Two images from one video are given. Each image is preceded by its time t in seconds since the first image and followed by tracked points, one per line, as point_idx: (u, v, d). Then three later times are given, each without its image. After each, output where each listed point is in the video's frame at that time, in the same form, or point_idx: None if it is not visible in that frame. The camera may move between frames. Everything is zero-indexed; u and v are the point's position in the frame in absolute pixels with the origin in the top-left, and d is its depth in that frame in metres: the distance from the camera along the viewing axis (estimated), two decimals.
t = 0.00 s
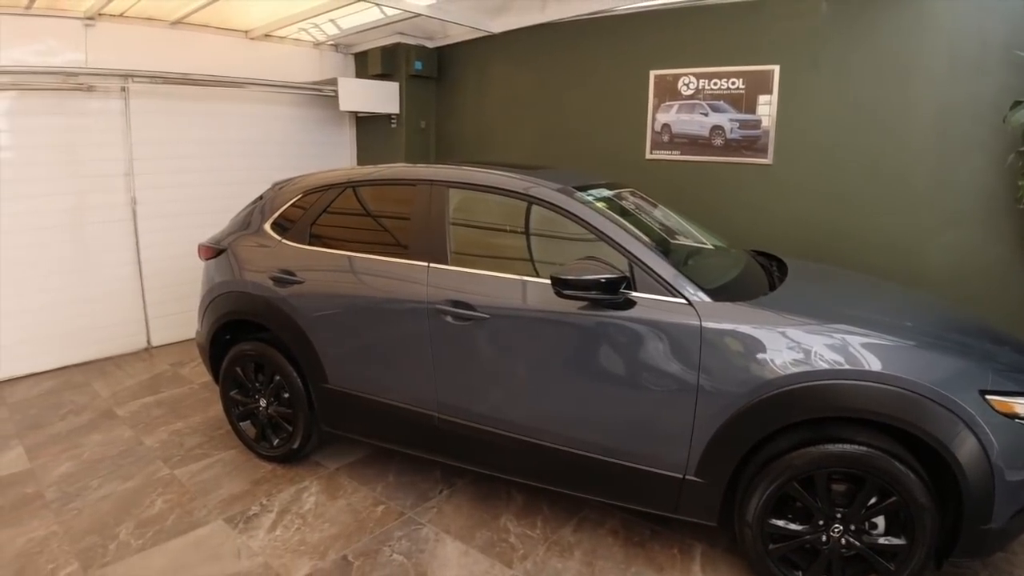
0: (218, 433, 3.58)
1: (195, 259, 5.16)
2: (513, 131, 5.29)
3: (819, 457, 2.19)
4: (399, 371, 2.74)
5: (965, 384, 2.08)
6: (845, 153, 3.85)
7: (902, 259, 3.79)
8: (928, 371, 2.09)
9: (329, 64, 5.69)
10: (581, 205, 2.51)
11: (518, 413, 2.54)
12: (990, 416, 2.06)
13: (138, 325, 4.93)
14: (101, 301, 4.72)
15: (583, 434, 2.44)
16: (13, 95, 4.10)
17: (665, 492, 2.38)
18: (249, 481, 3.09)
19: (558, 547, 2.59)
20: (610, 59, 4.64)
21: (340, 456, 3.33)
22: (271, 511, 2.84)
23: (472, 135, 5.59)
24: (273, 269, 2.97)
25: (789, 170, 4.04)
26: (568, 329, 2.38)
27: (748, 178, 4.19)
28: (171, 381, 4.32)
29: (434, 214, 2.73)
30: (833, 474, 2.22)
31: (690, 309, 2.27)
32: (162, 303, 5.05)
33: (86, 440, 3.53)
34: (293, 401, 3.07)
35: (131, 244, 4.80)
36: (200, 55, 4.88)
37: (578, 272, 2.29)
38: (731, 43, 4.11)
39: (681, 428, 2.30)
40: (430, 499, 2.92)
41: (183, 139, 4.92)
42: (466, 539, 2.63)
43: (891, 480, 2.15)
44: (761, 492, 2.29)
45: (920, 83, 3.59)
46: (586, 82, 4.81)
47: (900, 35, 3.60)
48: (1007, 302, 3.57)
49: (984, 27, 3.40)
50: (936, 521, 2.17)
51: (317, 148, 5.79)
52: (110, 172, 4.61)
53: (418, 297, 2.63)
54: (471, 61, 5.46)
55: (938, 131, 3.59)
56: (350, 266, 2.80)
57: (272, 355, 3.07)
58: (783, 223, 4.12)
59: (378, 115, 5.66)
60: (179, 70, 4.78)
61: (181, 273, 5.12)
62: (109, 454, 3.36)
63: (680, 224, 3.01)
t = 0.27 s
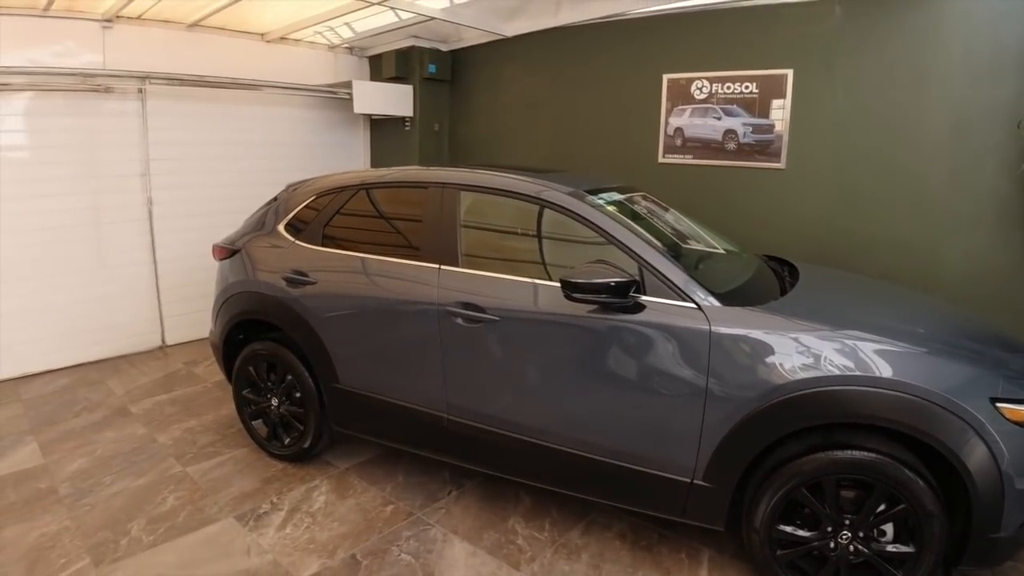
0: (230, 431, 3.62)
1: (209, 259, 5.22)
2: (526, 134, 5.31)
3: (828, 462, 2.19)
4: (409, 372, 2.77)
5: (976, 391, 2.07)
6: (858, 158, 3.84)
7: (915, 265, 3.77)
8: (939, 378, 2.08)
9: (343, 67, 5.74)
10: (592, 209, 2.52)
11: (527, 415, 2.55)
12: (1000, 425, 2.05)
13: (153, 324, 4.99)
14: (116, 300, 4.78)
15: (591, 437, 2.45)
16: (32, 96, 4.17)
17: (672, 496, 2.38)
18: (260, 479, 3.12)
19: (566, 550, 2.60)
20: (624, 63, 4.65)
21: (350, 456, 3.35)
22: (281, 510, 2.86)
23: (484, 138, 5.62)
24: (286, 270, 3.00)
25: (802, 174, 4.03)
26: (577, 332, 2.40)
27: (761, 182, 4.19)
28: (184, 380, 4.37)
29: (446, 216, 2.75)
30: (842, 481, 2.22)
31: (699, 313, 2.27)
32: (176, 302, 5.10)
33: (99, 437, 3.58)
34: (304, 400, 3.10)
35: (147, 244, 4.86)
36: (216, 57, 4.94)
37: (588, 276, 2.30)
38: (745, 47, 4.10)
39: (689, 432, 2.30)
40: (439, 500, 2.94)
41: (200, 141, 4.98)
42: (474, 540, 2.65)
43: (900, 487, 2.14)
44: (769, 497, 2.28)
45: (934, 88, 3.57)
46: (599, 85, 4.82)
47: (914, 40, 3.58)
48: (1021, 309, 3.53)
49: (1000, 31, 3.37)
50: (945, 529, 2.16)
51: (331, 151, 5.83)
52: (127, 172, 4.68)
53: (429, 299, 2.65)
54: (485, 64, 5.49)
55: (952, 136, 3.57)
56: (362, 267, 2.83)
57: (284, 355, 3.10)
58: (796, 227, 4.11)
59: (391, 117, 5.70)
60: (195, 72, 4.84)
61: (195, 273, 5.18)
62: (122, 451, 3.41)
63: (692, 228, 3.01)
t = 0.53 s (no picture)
0: (236, 430, 3.64)
1: (216, 259, 5.25)
2: (533, 136, 5.32)
3: (832, 466, 2.19)
4: (414, 372, 2.78)
5: (981, 397, 2.06)
6: (865, 161, 3.83)
7: (922, 269, 3.76)
8: (944, 382, 2.07)
9: (352, 68, 5.77)
10: (597, 211, 2.53)
11: (531, 417, 2.56)
12: (1006, 430, 2.04)
13: (161, 323, 5.02)
14: (125, 299, 4.82)
15: (595, 439, 2.46)
16: (43, 96, 4.21)
17: (676, 499, 2.38)
18: (265, 477, 3.14)
19: (569, 552, 2.60)
20: (631, 65, 4.66)
21: (355, 455, 3.37)
22: (285, 508, 2.88)
23: (492, 140, 5.64)
24: (293, 270, 3.02)
25: (809, 178, 4.02)
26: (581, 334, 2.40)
27: (768, 185, 4.18)
28: (192, 379, 4.40)
29: (452, 218, 2.77)
30: (846, 485, 2.21)
31: (703, 315, 2.27)
32: (184, 302, 5.14)
33: (106, 434, 3.60)
34: (310, 399, 3.11)
35: (155, 243, 4.90)
36: (225, 58, 4.98)
37: (593, 277, 2.31)
38: (754, 50, 4.10)
39: (693, 435, 2.30)
40: (443, 500, 2.95)
41: (209, 141, 5.02)
42: (477, 541, 2.65)
43: (905, 491, 2.13)
44: (772, 501, 2.28)
45: (943, 92, 3.56)
46: (606, 88, 4.82)
47: (921, 43, 3.58)
48: None
49: (1010, 35, 3.35)
50: (949, 535, 2.15)
51: (340, 152, 5.86)
52: (136, 172, 4.71)
53: (434, 300, 2.66)
54: (493, 66, 5.51)
55: (961, 140, 3.55)
56: (369, 267, 2.84)
57: (290, 354, 3.12)
58: (803, 231, 4.10)
59: (399, 119, 5.72)
60: (205, 73, 4.88)
61: (203, 272, 5.21)
62: (128, 448, 3.43)
63: (698, 231, 3.01)
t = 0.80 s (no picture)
0: (238, 428, 3.65)
1: (219, 258, 5.26)
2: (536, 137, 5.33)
3: (832, 468, 2.19)
4: (415, 371, 2.79)
5: (982, 399, 2.06)
6: (868, 163, 3.83)
7: (924, 271, 3.75)
8: (944, 384, 2.07)
9: (356, 69, 5.79)
10: (599, 211, 2.54)
11: (531, 416, 2.56)
12: (1006, 433, 2.04)
13: (164, 321, 5.04)
14: (128, 297, 4.84)
15: (595, 439, 2.46)
16: (48, 94, 4.24)
17: (675, 500, 2.38)
18: (266, 476, 3.15)
19: (568, 552, 2.60)
20: (634, 66, 4.66)
21: (356, 454, 3.38)
22: (286, 506, 2.89)
23: (495, 141, 5.65)
24: (295, 269, 3.04)
25: (812, 179, 4.02)
26: (582, 334, 2.41)
27: (770, 187, 4.18)
28: (194, 377, 4.41)
29: (453, 218, 2.78)
30: (846, 486, 2.21)
31: (703, 316, 2.28)
32: (187, 300, 5.16)
33: (108, 432, 3.62)
34: (311, 398, 3.13)
35: (159, 242, 4.92)
36: (230, 57, 5.00)
37: (593, 278, 2.31)
38: (757, 52, 4.10)
39: (693, 436, 2.31)
40: (444, 500, 2.96)
41: (212, 141, 5.04)
42: (476, 541, 2.66)
43: (904, 493, 2.13)
44: (772, 502, 2.28)
45: (947, 94, 3.56)
46: (609, 89, 4.83)
47: (924, 45, 3.58)
48: None
49: (1014, 37, 3.35)
50: (949, 537, 2.15)
51: (343, 152, 5.88)
52: (140, 171, 4.73)
53: (436, 299, 2.67)
54: (496, 67, 5.52)
55: (964, 142, 3.55)
56: (371, 267, 2.85)
57: (292, 353, 3.13)
58: (805, 232, 4.10)
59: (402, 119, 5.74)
60: (209, 72, 4.90)
61: (206, 271, 5.23)
62: (130, 446, 3.45)
63: (700, 232, 3.02)
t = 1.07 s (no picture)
0: (236, 426, 3.66)
1: (218, 256, 5.27)
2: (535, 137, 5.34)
3: (826, 466, 2.19)
4: (412, 369, 2.80)
5: (976, 397, 2.07)
6: (866, 163, 3.83)
7: (922, 270, 3.76)
8: (939, 383, 2.08)
9: (355, 68, 5.80)
10: (595, 210, 2.55)
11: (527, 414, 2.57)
12: (1000, 431, 2.05)
13: (163, 319, 5.05)
14: (127, 296, 4.84)
15: (591, 437, 2.47)
16: (47, 92, 4.25)
17: (670, 498, 2.39)
18: (264, 473, 3.16)
19: (564, 549, 2.61)
20: (632, 66, 4.67)
21: (353, 452, 3.38)
22: (283, 503, 2.90)
23: (493, 141, 5.66)
24: (293, 267, 3.05)
25: (809, 179, 4.03)
26: (578, 332, 2.42)
27: (767, 187, 4.19)
28: (193, 375, 4.42)
29: (450, 216, 2.79)
30: (841, 485, 2.22)
31: (699, 314, 2.28)
32: (186, 299, 5.17)
33: (106, 429, 3.63)
34: (309, 396, 3.13)
35: (158, 240, 4.93)
36: (229, 56, 5.01)
37: (589, 276, 2.32)
38: (754, 51, 4.11)
39: (687, 434, 2.32)
40: (440, 497, 2.96)
41: (211, 140, 5.05)
42: (472, 538, 2.67)
43: (898, 492, 2.14)
44: (766, 499, 2.29)
45: (944, 94, 3.57)
46: (608, 88, 4.84)
47: (922, 46, 3.59)
48: None
49: (1011, 38, 3.36)
50: (943, 535, 2.16)
51: (342, 151, 5.89)
52: (139, 169, 4.74)
53: (432, 297, 2.68)
54: (495, 67, 5.53)
55: (962, 142, 3.56)
56: (369, 265, 2.86)
57: (289, 351, 3.14)
58: (803, 232, 4.11)
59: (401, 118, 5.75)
60: (208, 71, 4.91)
61: (205, 270, 5.24)
62: (128, 443, 3.46)
63: (697, 231, 3.03)
